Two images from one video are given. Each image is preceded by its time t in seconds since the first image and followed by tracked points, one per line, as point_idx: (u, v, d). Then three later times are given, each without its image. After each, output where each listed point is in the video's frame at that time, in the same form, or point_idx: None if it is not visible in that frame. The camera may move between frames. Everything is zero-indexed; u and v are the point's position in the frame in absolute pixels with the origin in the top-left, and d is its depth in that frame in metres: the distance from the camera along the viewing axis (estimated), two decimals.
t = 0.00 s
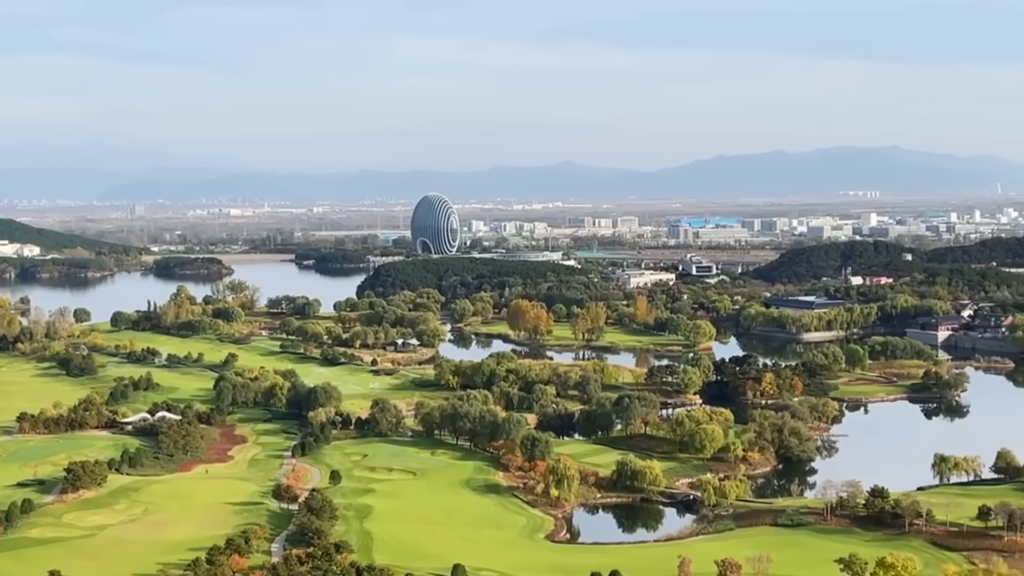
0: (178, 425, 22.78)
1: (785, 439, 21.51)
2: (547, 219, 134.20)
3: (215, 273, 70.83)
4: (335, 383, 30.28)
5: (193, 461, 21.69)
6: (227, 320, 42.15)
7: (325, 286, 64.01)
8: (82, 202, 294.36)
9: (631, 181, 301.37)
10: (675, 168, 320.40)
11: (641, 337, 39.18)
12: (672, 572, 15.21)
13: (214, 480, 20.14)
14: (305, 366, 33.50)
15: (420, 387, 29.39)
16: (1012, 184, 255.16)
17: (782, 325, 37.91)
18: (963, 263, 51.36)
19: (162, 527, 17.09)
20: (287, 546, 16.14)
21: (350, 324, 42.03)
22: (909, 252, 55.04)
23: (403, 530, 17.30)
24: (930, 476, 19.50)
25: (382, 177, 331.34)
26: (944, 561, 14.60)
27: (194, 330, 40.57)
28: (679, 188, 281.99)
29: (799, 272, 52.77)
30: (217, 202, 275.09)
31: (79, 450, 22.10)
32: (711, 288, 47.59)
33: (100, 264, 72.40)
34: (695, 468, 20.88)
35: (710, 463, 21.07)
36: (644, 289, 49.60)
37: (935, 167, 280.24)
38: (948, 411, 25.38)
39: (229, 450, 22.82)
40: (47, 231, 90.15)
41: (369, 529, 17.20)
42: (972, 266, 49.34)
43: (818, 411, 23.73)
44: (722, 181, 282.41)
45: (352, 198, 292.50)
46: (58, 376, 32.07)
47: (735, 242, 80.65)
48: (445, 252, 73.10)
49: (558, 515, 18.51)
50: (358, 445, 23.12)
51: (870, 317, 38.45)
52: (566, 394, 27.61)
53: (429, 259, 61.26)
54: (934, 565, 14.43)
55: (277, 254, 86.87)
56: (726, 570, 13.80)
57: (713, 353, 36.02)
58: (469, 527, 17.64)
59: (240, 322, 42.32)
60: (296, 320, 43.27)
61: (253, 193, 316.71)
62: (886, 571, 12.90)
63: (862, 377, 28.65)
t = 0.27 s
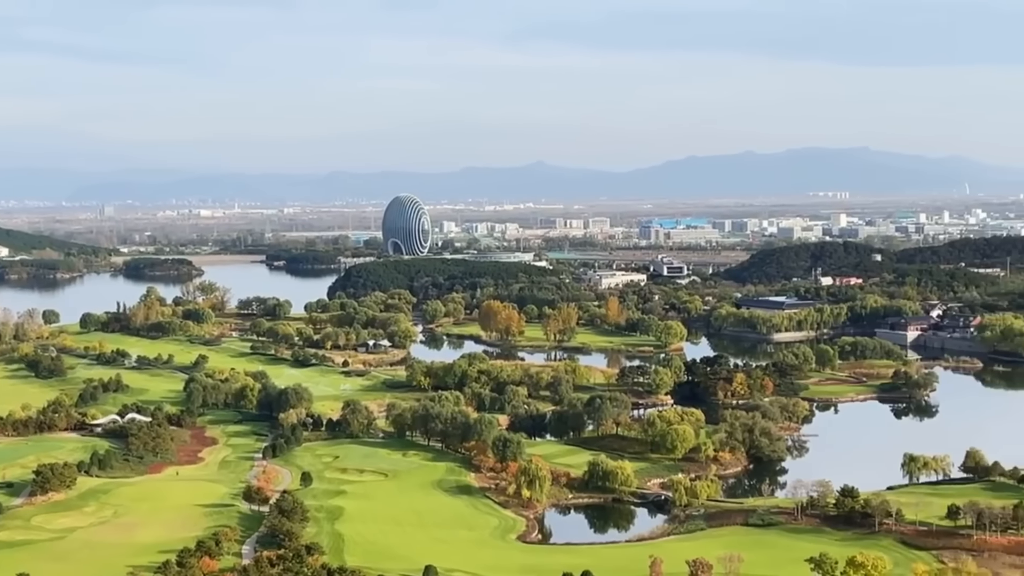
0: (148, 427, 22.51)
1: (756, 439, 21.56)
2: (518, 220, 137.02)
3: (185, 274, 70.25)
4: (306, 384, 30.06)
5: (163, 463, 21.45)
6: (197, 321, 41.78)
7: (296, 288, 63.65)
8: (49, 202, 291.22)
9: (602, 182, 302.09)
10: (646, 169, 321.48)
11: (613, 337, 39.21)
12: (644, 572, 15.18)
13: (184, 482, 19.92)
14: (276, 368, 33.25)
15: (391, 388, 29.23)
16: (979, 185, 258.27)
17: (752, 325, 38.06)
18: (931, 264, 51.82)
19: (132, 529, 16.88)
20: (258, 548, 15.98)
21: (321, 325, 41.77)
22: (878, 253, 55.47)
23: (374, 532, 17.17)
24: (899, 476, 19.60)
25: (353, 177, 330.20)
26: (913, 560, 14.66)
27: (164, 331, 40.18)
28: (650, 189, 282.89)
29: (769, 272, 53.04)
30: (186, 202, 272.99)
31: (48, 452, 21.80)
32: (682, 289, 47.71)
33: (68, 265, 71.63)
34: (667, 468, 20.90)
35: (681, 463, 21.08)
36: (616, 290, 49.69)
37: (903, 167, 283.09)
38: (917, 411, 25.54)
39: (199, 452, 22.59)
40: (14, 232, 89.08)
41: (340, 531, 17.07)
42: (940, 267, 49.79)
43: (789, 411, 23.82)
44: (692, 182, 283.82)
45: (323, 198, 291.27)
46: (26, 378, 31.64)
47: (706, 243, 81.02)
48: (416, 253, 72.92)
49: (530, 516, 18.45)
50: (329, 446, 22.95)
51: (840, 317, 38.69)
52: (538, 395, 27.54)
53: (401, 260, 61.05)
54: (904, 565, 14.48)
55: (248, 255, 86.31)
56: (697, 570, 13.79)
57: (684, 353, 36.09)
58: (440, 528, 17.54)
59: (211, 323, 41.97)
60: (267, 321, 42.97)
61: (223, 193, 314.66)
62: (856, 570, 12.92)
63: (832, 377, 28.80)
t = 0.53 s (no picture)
0: (117, 429, 22.24)
1: (726, 439, 21.60)
2: (489, 220, 137.85)
3: (154, 275, 69.62)
4: (276, 385, 29.84)
5: (133, 465, 21.18)
6: (167, 322, 41.37)
7: (266, 288, 63.24)
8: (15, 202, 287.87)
9: (573, 183, 302.62)
10: (617, 170, 322.43)
11: (584, 337, 39.21)
12: (615, 572, 15.17)
13: (154, 483, 19.70)
14: (246, 369, 32.98)
15: (362, 389, 29.08)
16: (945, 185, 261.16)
17: (723, 325, 38.20)
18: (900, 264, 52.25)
19: (101, 532, 16.65)
20: (228, 550, 15.81)
21: (291, 326, 41.48)
22: (847, 253, 55.87)
23: (345, 532, 17.06)
24: (869, 475, 19.70)
25: (324, 178, 328.84)
26: (883, 559, 14.74)
27: (133, 332, 39.75)
28: (621, 189, 283.56)
29: (740, 273, 53.27)
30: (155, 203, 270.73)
31: (15, 454, 21.48)
32: (653, 290, 47.79)
33: (35, 266, 70.79)
34: (638, 468, 20.90)
35: (652, 463, 21.09)
36: (587, 290, 49.74)
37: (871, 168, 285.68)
38: (886, 410, 25.71)
39: (169, 453, 22.35)
40: None
41: (311, 532, 16.93)
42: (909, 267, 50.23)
43: (759, 410, 23.90)
44: (663, 183, 284.89)
45: (294, 199, 289.82)
46: None
47: (676, 244, 81.34)
48: (387, 254, 72.60)
49: (501, 516, 18.40)
50: (300, 448, 22.77)
51: (810, 317, 38.94)
52: (509, 395, 27.46)
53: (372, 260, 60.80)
54: (874, 563, 14.57)
55: (217, 255, 85.67)
56: (669, 570, 13.79)
57: (654, 354, 36.13)
58: (412, 529, 17.43)
59: (180, 324, 41.57)
60: (237, 322, 42.63)
61: (193, 194, 312.36)
62: (826, 569, 12.96)
63: (802, 377, 28.94)
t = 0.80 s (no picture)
0: (85, 430, 21.94)
1: (696, 438, 21.64)
2: (460, 220, 139.73)
3: (122, 276, 68.92)
4: (245, 387, 29.58)
5: (100, 467, 20.91)
6: (135, 323, 40.94)
7: (235, 289, 62.78)
8: None
9: (544, 183, 302.99)
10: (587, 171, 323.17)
11: (555, 338, 39.20)
12: (586, 572, 15.14)
13: (121, 486, 19.45)
14: (214, 370, 32.68)
15: (332, 390, 28.89)
16: (911, 186, 264.06)
17: (692, 326, 38.34)
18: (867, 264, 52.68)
19: (68, 534, 16.42)
20: (197, 552, 15.63)
21: (260, 327, 41.16)
22: (816, 253, 56.24)
23: (315, 534, 16.92)
24: (838, 474, 19.79)
25: (293, 178, 327.21)
26: (852, 558, 14.80)
27: (100, 334, 39.29)
28: (591, 189, 284.25)
29: (709, 273, 53.47)
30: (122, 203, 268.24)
31: None
32: (623, 290, 47.87)
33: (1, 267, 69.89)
34: (608, 468, 20.89)
35: (622, 463, 21.09)
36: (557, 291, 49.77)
37: (838, 168, 288.26)
38: (854, 410, 25.86)
39: (137, 455, 22.09)
40: None
41: (280, 534, 16.78)
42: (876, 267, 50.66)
43: (728, 410, 23.98)
44: (633, 184, 285.92)
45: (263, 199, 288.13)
46: None
47: (646, 244, 81.62)
48: (357, 255, 72.27)
49: (472, 517, 18.33)
50: (269, 449, 22.57)
51: (779, 317, 39.16)
52: (479, 396, 27.37)
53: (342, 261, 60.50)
54: (842, 562, 14.62)
55: (186, 256, 84.96)
56: (639, 569, 13.78)
57: (624, 354, 36.16)
58: (382, 530, 17.32)
59: (148, 325, 41.15)
60: (206, 323, 42.26)
61: (160, 194, 309.82)
62: (795, 568, 12.99)
63: (771, 377, 29.07)
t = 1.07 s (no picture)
0: (49, 432, 21.61)
1: (664, 438, 21.68)
2: (427, 220, 142.05)
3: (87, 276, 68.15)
4: (212, 388, 29.32)
5: (66, 469, 20.61)
6: (100, 325, 40.47)
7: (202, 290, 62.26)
8: None
9: (512, 184, 303.13)
10: (556, 172, 323.76)
11: (523, 338, 39.18)
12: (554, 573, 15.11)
13: (86, 488, 19.19)
14: (181, 371, 32.36)
15: (299, 392, 28.70)
16: (876, 187, 266.99)
17: (660, 326, 38.47)
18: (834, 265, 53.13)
19: (32, 537, 16.15)
20: (163, 554, 15.44)
21: (227, 328, 40.83)
22: (783, 254, 56.64)
23: (283, 535, 16.78)
24: (805, 473, 19.89)
25: (260, 178, 325.23)
26: (819, 557, 14.88)
27: (66, 335, 38.80)
28: (559, 190, 284.88)
29: (677, 274, 53.67)
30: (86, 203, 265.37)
31: None
32: (592, 291, 47.94)
33: None
34: (576, 468, 20.86)
35: (591, 463, 21.08)
36: (525, 292, 49.77)
37: (804, 169, 290.75)
38: (821, 409, 26.01)
39: (103, 457, 21.81)
40: None
41: (248, 536, 16.61)
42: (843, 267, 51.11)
43: (696, 410, 24.04)
44: (601, 185, 286.90)
45: (230, 199, 286.10)
46: None
47: (615, 245, 81.91)
48: (324, 255, 71.92)
49: (440, 518, 18.25)
50: (237, 451, 22.37)
51: (746, 317, 39.37)
52: (447, 397, 27.28)
53: (309, 262, 60.14)
54: (810, 561, 14.69)
55: (152, 257, 84.16)
56: (607, 570, 13.76)
57: (593, 354, 36.18)
58: (350, 532, 17.18)
59: (114, 327, 40.68)
60: (172, 325, 41.85)
61: (126, 194, 306.88)
62: (763, 567, 13.03)
63: (738, 377, 29.19)
